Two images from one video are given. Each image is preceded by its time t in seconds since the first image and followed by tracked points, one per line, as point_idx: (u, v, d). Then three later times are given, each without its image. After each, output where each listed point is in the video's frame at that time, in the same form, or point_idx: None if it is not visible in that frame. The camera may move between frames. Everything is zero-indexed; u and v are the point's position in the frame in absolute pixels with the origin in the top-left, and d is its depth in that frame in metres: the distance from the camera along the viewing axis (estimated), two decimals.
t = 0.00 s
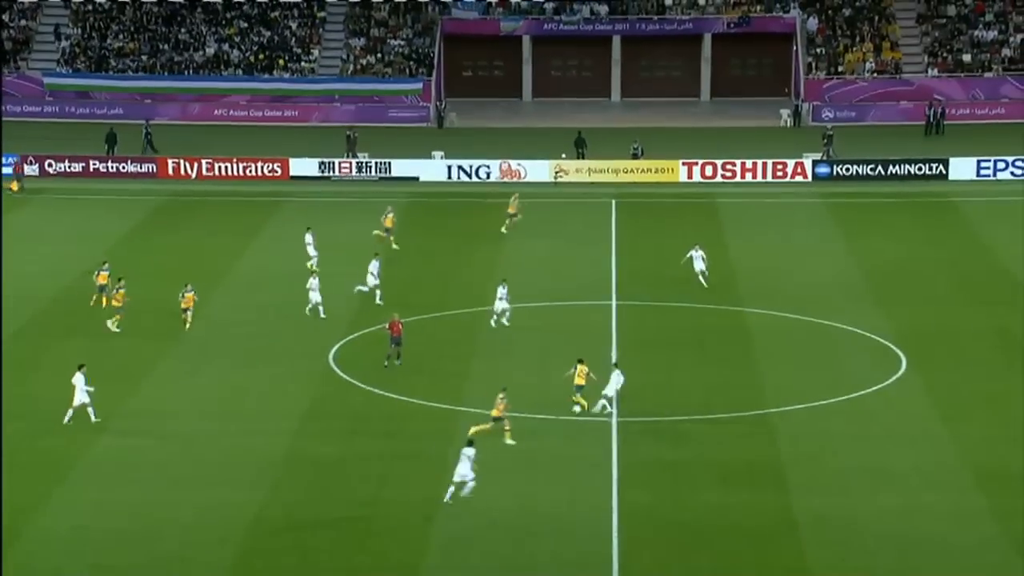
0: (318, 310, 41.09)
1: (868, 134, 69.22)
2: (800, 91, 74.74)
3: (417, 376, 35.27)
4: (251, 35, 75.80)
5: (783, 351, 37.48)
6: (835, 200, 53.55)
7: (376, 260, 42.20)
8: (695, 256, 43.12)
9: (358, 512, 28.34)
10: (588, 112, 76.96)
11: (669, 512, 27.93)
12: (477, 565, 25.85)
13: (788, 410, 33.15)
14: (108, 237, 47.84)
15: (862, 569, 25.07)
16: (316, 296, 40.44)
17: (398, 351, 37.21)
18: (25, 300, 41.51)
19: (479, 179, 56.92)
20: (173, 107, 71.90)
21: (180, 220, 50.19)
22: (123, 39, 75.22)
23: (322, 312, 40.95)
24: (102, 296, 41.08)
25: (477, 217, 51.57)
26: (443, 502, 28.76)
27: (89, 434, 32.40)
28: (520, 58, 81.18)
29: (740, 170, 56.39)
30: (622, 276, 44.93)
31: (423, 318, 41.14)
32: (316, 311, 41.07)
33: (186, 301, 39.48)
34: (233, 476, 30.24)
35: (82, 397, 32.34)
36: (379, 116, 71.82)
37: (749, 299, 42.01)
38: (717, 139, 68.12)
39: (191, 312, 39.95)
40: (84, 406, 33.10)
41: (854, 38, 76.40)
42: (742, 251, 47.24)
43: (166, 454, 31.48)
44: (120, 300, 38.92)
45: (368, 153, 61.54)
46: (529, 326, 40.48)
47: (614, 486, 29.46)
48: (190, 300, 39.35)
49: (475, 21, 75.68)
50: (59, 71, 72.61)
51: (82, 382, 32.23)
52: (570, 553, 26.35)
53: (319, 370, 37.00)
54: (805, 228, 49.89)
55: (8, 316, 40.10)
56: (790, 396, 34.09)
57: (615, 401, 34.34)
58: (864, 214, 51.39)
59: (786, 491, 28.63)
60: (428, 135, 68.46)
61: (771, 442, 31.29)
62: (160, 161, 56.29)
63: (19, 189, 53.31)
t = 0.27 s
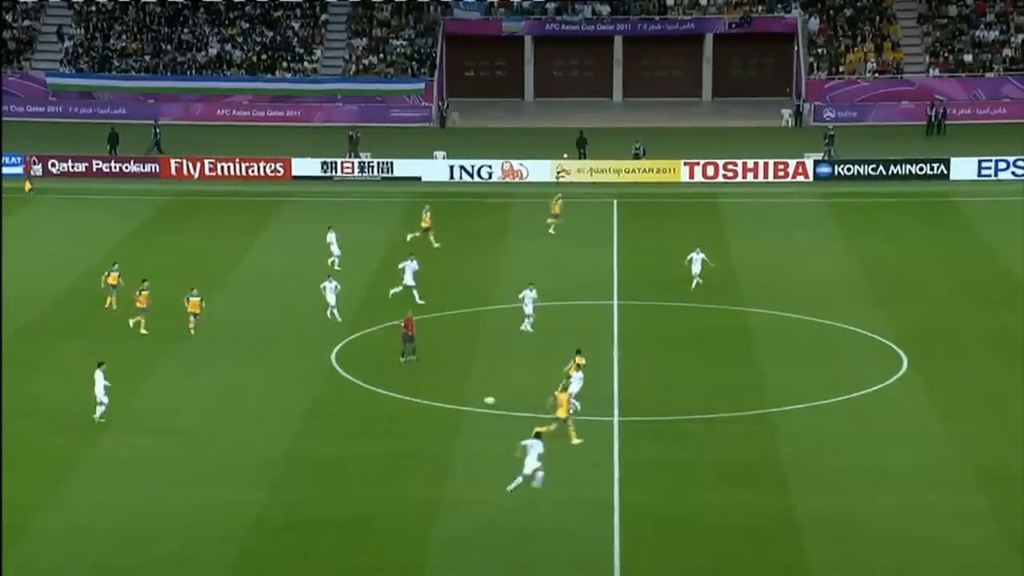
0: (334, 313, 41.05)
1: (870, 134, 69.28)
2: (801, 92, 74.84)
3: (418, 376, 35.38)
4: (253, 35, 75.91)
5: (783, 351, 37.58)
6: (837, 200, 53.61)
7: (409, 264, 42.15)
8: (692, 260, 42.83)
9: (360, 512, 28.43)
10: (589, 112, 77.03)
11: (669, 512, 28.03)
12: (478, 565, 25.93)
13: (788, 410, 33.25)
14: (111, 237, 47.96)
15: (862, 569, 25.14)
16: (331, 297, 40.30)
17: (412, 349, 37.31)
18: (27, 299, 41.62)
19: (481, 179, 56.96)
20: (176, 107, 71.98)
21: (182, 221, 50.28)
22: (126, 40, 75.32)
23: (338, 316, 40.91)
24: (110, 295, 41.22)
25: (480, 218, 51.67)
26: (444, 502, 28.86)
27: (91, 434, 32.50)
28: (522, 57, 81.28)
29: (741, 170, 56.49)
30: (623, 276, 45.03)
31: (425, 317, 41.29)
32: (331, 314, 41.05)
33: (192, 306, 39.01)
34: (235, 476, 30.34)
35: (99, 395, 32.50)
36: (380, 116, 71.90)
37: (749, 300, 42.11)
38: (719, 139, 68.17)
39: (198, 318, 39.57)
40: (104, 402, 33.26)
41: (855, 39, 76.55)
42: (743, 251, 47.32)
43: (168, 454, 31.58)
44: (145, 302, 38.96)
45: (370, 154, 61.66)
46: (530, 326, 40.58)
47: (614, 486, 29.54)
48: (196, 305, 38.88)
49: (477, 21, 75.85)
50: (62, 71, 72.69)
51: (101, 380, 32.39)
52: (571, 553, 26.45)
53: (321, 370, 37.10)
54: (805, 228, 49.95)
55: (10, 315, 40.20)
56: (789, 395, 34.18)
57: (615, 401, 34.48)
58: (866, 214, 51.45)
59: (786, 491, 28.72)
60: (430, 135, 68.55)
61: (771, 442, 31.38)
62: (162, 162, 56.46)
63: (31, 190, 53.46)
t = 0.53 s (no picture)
0: (372, 317, 40.86)
1: (893, 134, 69.02)
2: (824, 92, 74.67)
3: (440, 376, 35.46)
4: (277, 36, 76.18)
5: (805, 351, 37.52)
6: (860, 201, 53.45)
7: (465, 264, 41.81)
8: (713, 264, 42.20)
9: (380, 512, 28.53)
10: (611, 112, 76.98)
11: (690, 512, 28.03)
12: (499, 564, 26.00)
13: (810, 411, 33.22)
14: (135, 237, 48.24)
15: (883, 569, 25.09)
16: (366, 302, 40.07)
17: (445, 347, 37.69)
18: (50, 299, 41.86)
19: (503, 180, 56.99)
20: (199, 107, 72.17)
21: (206, 221, 50.49)
22: (151, 40, 75.71)
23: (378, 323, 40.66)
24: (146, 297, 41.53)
25: (502, 218, 51.72)
26: (464, 502, 28.92)
27: (113, 434, 32.67)
28: (544, 57, 81.31)
29: (764, 171, 56.41)
30: (645, 277, 45.04)
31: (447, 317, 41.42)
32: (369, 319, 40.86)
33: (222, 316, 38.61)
34: (256, 476, 30.46)
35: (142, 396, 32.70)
36: (402, 117, 72.06)
37: (771, 300, 42.07)
38: (741, 140, 68.05)
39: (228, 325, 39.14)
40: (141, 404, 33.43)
41: (878, 39, 76.37)
42: (765, 251, 47.26)
43: (190, 453, 31.73)
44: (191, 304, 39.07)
45: (393, 154, 61.81)
46: (551, 326, 40.65)
47: (635, 486, 29.54)
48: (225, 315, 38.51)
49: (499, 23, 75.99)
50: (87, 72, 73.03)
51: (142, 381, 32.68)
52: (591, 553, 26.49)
53: (341, 370, 37.24)
54: (828, 229, 49.82)
55: (34, 315, 40.43)
56: (811, 396, 34.13)
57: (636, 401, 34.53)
58: (889, 215, 51.26)
59: (807, 492, 28.69)
60: (453, 136, 68.68)
61: (792, 442, 31.35)
62: (186, 162, 56.61)
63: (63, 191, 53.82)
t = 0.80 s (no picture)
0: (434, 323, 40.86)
1: (954, 135, 68.27)
2: (884, 93, 74.10)
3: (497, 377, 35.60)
4: (336, 38, 76.77)
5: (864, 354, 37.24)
6: (920, 203, 52.93)
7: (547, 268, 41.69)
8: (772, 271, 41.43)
9: (435, 512, 28.71)
10: (669, 114, 76.76)
11: (748, 514, 27.93)
12: (557, 564, 26.06)
13: (869, 413, 32.99)
14: (196, 237, 48.77)
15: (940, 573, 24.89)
16: (429, 309, 39.94)
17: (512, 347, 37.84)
18: (111, 298, 42.42)
19: (560, 181, 56.91)
20: (260, 109, 72.83)
21: (266, 222, 50.91)
22: (212, 42, 76.55)
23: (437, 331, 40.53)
24: (215, 296, 41.99)
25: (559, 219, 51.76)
26: (519, 502, 29.03)
27: (171, 432, 33.09)
28: (601, 58, 81.21)
29: (822, 172, 56.09)
30: (702, 278, 44.91)
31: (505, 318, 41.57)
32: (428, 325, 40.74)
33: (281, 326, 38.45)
34: (312, 475, 30.74)
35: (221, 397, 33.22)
36: (460, 118, 72.22)
37: (830, 302, 41.80)
38: (799, 141, 67.64)
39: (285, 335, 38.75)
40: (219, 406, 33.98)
41: (940, 39, 75.70)
42: (824, 253, 46.96)
43: (246, 452, 32.06)
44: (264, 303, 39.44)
45: (450, 155, 62.05)
46: (609, 327, 40.66)
47: (690, 488, 29.48)
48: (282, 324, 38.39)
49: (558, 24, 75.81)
50: (151, 75, 73.66)
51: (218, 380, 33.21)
52: (649, 554, 26.47)
53: (399, 370, 37.48)
54: (888, 230, 49.38)
55: (95, 314, 40.99)
56: (870, 399, 33.89)
57: (694, 403, 34.47)
58: (950, 216, 50.72)
59: (867, 495, 28.49)
60: (510, 137, 68.87)
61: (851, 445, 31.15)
62: (246, 163, 56.90)
63: (132, 191, 54.47)
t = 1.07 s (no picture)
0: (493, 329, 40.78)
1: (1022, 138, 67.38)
2: (950, 95, 73.35)
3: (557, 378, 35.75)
4: (400, 41, 77.19)
5: (929, 357, 36.95)
6: (987, 206, 52.29)
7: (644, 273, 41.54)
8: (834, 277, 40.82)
9: (495, 511, 28.92)
10: (731, 116, 76.46)
11: (808, 517, 27.86)
12: (616, 566, 26.17)
13: (933, 416, 32.75)
14: (261, 238, 49.36)
15: None
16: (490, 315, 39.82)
17: (581, 350, 37.87)
18: (178, 297, 43.09)
19: (622, 183, 56.89)
20: (323, 111, 73.38)
21: (330, 223, 51.40)
22: (278, 46, 77.23)
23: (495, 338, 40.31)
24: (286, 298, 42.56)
25: (620, 221, 51.75)
26: (578, 503, 29.17)
27: (236, 430, 33.59)
28: (664, 61, 81.00)
29: (886, 175, 55.69)
30: (765, 280, 44.75)
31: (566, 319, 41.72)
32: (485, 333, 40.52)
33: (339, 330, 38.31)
34: (374, 474, 31.08)
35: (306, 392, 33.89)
36: (523, 121, 72.28)
37: (894, 305, 41.49)
38: (863, 143, 67.10)
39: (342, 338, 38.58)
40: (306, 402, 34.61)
41: (1008, 41, 74.84)
42: (888, 256, 46.59)
43: (309, 450, 32.48)
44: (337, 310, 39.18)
45: (512, 157, 62.26)
46: (670, 329, 40.68)
47: (749, 490, 29.46)
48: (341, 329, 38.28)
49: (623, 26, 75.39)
50: (217, 78, 74.53)
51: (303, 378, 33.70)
52: (709, 556, 26.49)
53: (460, 370, 37.74)
54: (954, 233, 48.88)
55: (162, 314, 41.66)
56: (934, 402, 33.63)
57: (755, 405, 34.43)
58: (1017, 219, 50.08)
59: (929, 499, 28.30)
60: (572, 139, 68.95)
61: (914, 448, 30.95)
62: (310, 165, 57.60)
63: (206, 193, 54.72)
